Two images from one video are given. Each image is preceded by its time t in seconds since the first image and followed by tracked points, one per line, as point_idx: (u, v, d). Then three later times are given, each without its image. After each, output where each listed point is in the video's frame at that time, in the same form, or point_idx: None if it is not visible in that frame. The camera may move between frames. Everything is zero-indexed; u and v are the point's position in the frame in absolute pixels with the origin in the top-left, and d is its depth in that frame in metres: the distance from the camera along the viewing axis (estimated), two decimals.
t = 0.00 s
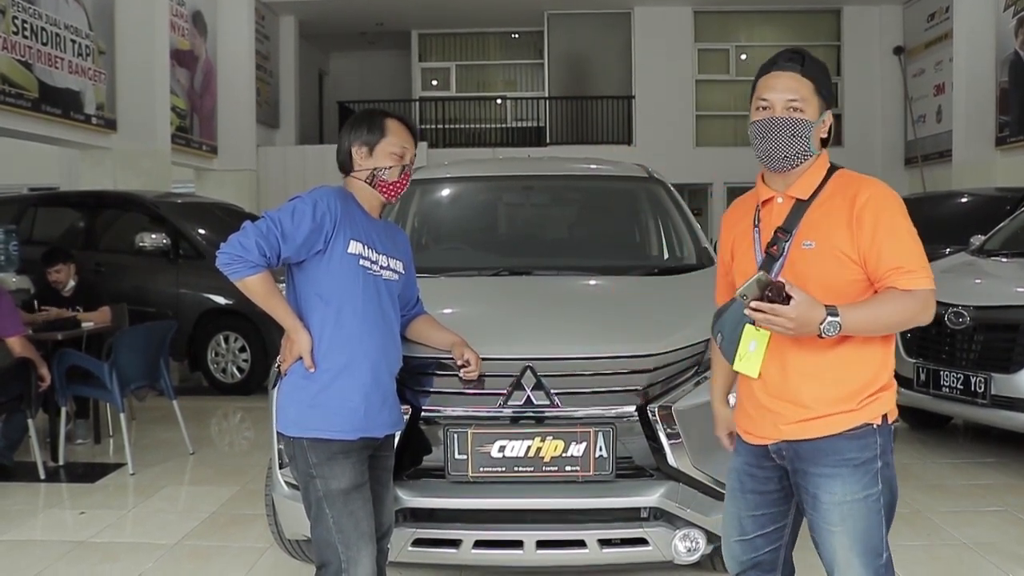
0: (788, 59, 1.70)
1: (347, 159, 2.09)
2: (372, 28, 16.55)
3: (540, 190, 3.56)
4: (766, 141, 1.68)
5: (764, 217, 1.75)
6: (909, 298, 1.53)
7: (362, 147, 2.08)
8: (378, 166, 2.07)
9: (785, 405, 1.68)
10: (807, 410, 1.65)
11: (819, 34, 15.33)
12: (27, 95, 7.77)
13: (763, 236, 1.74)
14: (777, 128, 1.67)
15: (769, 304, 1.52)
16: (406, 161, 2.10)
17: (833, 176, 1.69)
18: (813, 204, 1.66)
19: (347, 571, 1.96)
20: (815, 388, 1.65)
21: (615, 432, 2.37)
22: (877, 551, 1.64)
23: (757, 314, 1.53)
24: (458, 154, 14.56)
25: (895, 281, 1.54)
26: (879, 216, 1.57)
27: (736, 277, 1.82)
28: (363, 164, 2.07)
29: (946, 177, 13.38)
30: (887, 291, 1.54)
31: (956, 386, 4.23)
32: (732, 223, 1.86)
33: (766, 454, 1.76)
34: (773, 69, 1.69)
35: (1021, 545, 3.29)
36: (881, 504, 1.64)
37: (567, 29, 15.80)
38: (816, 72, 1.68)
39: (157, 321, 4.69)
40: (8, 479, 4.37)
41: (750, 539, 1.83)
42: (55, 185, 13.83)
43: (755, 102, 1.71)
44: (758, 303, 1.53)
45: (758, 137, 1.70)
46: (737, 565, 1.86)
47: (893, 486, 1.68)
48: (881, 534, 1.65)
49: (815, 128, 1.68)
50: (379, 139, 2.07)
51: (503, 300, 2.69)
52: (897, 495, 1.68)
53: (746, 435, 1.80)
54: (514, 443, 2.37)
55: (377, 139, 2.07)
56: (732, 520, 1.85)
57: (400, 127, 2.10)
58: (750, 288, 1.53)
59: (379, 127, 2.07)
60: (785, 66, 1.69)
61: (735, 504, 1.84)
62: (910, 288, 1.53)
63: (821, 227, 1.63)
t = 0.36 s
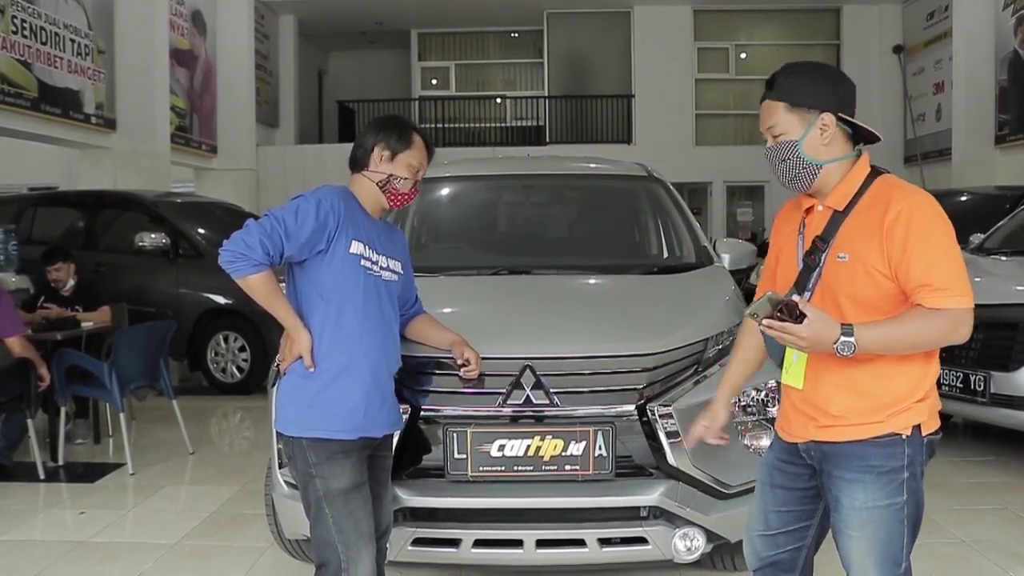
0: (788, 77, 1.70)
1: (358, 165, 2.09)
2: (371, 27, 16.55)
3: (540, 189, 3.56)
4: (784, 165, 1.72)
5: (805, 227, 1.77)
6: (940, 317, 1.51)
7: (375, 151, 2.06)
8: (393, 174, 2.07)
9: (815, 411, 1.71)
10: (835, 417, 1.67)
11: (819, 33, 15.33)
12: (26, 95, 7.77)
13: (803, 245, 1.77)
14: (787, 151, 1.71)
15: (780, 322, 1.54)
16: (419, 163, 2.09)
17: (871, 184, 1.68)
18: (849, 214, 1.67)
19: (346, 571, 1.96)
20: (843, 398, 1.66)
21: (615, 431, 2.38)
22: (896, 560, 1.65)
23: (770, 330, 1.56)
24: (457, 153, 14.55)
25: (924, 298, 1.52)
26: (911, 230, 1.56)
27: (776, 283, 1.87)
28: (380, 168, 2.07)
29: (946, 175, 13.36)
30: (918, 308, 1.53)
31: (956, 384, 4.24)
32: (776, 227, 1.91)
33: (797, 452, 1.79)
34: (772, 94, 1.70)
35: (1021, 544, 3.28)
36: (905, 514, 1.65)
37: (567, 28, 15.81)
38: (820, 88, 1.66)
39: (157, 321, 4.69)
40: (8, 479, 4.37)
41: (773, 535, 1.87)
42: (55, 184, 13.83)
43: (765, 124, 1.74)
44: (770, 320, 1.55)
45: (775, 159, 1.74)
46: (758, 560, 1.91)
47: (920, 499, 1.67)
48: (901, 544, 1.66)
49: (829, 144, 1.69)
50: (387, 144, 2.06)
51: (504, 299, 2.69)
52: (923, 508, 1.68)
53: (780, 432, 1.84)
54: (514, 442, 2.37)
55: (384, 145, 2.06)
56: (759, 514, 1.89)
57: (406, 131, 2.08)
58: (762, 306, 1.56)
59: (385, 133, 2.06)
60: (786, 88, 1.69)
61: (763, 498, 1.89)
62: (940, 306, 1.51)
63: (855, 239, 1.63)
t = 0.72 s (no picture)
0: (778, 90, 1.69)
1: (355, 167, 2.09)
2: (370, 27, 16.55)
3: (539, 188, 3.56)
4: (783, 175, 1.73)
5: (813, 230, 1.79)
6: (946, 317, 1.50)
7: (369, 152, 2.06)
8: (391, 171, 2.07)
9: (830, 410, 1.72)
10: (848, 417, 1.68)
11: (818, 32, 15.33)
12: (25, 95, 7.77)
13: (814, 247, 1.78)
14: (785, 164, 1.72)
15: (785, 329, 1.57)
16: (415, 158, 2.09)
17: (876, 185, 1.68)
18: (855, 218, 1.67)
19: (347, 571, 1.97)
20: (859, 399, 1.67)
21: (615, 431, 2.38)
22: (906, 559, 1.65)
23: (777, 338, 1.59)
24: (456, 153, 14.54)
25: (931, 298, 1.51)
26: (915, 231, 1.56)
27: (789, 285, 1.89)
28: (376, 166, 2.06)
29: (945, 174, 13.36)
30: (924, 308, 1.52)
31: (956, 383, 4.25)
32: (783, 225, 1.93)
33: (816, 451, 1.81)
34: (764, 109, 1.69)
35: (1021, 542, 3.29)
36: (917, 514, 1.65)
37: (566, 27, 15.82)
38: (812, 99, 1.65)
39: (157, 321, 4.69)
40: (8, 479, 4.37)
41: (793, 534, 1.90)
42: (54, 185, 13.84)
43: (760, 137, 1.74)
44: (774, 328, 1.59)
45: (775, 170, 1.75)
46: (779, 557, 1.94)
47: (933, 499, 1.67)
48: (912, 543, 1.66)
49: (826, 152, 1.68)
50: (379, 143, 2.05)
51: (503, 299, 2.69)
52: (936, 509, 1.67)
53: (799, 431, 1.85)
54: (513, 442, 2.37)
55: (376, 145, 2.06)
56: (780, 514, 1.93)
57: (396, 129, 2.07)
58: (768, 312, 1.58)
59: (375, 132, 2.06)
60: (776, 102, 1.68)
61: (783, 497, 1.91)
62: (946, 306, 1.50)
63: (863, 243, 1.63)
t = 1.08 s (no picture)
0: (753, 124, 1.67)
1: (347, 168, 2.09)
2: (370, 26, 16.53)
3: (539, 188, 3.56)
4: (772, 205, 1.71)
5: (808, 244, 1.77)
6: (954, 320, 1.50)
7: (359, 149, 2.07)
8: (383, 161, 2.06)
9: (845, 413, 1.72)
10: (865, 418, 1.68)
11: (818, 32, 15.33)
12: (25, 94, 7.76)
13: (810, 262, 1.76)
14: (771, 195, 1.70)
15: (800, 343, 1.56)
16: (405, 145, 2.07)
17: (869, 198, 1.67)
18: (851, 232, 1.66)
19: (347, 570, 1.96)
20: (875, 401, 1.67)
21: (615, 430, 2.38)
22: (917, 559, 1.65)
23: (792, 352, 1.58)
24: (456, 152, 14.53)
25: (938, 302, 1.51)
26: (915, 240, 1.56)
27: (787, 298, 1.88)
28: (368, 160, 2.06)
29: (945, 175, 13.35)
30: (932, 312, 1.52)
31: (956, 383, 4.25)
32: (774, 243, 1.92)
33: (828, 453, 1.81)
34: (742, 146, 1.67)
35: (1021, 543, 3.29)
36: (931, 514, 1.65)
37: (566, 27, 15.82)
38: (789, 127, 1.63)
39: (157, 320, 4.69)
40: (7, 478, 4.36)
41: (804, 534, 1.90)
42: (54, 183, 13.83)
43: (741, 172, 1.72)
44: (790, 342, 1.58)
45: (763, 201, 1.73)
46: (788, 557, 1.93)
47: (948, 500, 1.67)
48: (925, 542, 1.66)
49: (811, 175, 1.67)
50: (368, 136, 2.06)
51: (503, 298, 2.69)
52: (950, 509, 1.67)
53: (810, 433, 1.85)
54: (513, 441, 2.38)
55: (366, 139, 2.06)
56: (789, 513, 1.92)
57: (379, 121, 2.07)
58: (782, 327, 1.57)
59: (360, 129, 2.06)
60: (754, 137, 1.66)
61: (792, 498, 1.91)
62: (954, 309, 1.50)
63: (864, 255, 1.63)
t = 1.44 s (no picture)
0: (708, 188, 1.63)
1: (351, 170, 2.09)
2: (370, 25, 16.52)
3: (539, 186, 3.56)
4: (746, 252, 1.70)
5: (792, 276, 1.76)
6: (946, 329, 1.49)
7: (367, 151, 2.06)
8: (390, 171, 2.06)
9: (854, 418, 1.73)
10: (874, 423, 1.69)
11: (818, 31, 15.33)
12: (25, 92, 7.77)
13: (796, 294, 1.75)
14: (744, 246, 1.68)
15: (799, 372, 1.56)
16: (414, 157, 2.09)
17: (837, 226, 1.65)
18: (827, 264, 1.64)
19: (349, 570, 1.96)
20: (882, 405, 1.67)
21: (615, 430, 2.37)
22: (923, 560, 1.64)
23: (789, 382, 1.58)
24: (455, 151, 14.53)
25: (927, 315, 1.51)
26: (888, 265, 1.55)
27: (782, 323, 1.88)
28: (375, 165, 2.06)
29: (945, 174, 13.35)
30: (923, 325, 1.51)
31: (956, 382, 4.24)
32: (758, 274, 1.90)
33: (841, 457, 1.82)
34: (706, 212, 1.63)
35: (1020, 542, 3.29)
36: (940, 515, 1.64)
37: (566, 26, 15.83)
38: (744, 184, 1.59)
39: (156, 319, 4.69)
40: (7, 477, 4.37)
41: (818, 535, 1.90)
42: (54, 181, 13.82)
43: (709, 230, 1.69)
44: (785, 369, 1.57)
45: (738, 251, 1.72)
46: (802, 559, 1.93)
47: (960, 501, 1.66)
48: (934, 544, 1.64)
49: (777, 221, 1.64)
50: (383, 137, 2.05)
51: (503, 297, 2.69)
52: (962, 510, 1.67)
53: (824, 435, 1.86)
54: (513, 440, 2.38)
55: (384, 138, 2.05)
56: (804, 514, 1.92)
57: (395, 126, 2.07)
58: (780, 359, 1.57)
59: (374, 130, 2.05)
60: (712, 201, 1.62)
61: (807, 500, 1.92)
62: (944, 319, 1.49)
63: (843, 283, 1.63)
